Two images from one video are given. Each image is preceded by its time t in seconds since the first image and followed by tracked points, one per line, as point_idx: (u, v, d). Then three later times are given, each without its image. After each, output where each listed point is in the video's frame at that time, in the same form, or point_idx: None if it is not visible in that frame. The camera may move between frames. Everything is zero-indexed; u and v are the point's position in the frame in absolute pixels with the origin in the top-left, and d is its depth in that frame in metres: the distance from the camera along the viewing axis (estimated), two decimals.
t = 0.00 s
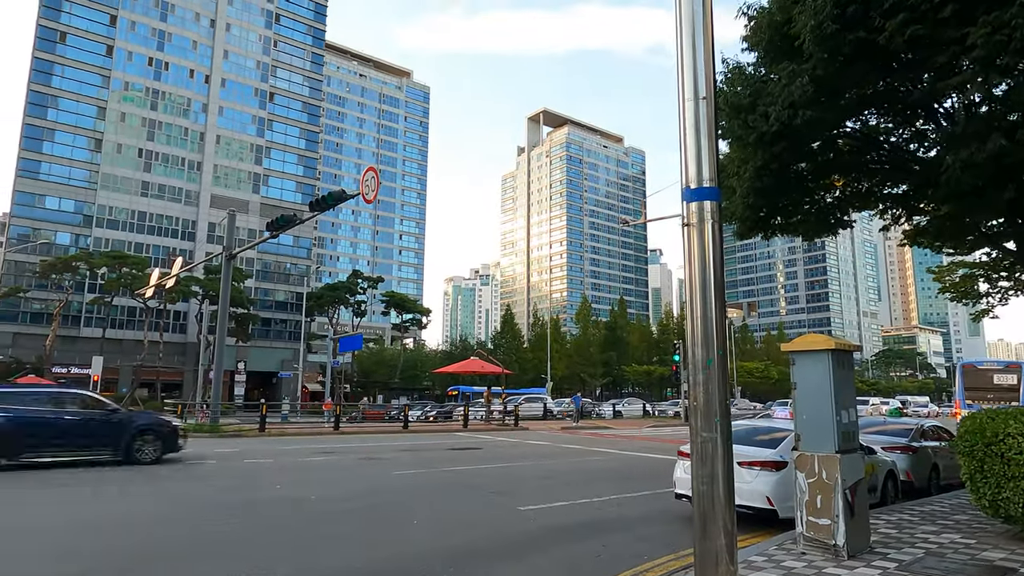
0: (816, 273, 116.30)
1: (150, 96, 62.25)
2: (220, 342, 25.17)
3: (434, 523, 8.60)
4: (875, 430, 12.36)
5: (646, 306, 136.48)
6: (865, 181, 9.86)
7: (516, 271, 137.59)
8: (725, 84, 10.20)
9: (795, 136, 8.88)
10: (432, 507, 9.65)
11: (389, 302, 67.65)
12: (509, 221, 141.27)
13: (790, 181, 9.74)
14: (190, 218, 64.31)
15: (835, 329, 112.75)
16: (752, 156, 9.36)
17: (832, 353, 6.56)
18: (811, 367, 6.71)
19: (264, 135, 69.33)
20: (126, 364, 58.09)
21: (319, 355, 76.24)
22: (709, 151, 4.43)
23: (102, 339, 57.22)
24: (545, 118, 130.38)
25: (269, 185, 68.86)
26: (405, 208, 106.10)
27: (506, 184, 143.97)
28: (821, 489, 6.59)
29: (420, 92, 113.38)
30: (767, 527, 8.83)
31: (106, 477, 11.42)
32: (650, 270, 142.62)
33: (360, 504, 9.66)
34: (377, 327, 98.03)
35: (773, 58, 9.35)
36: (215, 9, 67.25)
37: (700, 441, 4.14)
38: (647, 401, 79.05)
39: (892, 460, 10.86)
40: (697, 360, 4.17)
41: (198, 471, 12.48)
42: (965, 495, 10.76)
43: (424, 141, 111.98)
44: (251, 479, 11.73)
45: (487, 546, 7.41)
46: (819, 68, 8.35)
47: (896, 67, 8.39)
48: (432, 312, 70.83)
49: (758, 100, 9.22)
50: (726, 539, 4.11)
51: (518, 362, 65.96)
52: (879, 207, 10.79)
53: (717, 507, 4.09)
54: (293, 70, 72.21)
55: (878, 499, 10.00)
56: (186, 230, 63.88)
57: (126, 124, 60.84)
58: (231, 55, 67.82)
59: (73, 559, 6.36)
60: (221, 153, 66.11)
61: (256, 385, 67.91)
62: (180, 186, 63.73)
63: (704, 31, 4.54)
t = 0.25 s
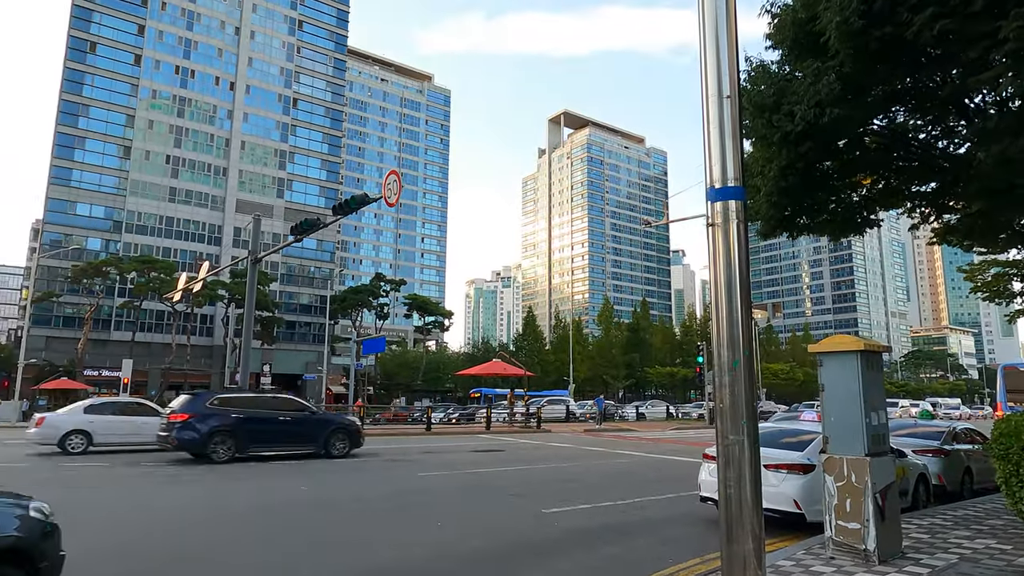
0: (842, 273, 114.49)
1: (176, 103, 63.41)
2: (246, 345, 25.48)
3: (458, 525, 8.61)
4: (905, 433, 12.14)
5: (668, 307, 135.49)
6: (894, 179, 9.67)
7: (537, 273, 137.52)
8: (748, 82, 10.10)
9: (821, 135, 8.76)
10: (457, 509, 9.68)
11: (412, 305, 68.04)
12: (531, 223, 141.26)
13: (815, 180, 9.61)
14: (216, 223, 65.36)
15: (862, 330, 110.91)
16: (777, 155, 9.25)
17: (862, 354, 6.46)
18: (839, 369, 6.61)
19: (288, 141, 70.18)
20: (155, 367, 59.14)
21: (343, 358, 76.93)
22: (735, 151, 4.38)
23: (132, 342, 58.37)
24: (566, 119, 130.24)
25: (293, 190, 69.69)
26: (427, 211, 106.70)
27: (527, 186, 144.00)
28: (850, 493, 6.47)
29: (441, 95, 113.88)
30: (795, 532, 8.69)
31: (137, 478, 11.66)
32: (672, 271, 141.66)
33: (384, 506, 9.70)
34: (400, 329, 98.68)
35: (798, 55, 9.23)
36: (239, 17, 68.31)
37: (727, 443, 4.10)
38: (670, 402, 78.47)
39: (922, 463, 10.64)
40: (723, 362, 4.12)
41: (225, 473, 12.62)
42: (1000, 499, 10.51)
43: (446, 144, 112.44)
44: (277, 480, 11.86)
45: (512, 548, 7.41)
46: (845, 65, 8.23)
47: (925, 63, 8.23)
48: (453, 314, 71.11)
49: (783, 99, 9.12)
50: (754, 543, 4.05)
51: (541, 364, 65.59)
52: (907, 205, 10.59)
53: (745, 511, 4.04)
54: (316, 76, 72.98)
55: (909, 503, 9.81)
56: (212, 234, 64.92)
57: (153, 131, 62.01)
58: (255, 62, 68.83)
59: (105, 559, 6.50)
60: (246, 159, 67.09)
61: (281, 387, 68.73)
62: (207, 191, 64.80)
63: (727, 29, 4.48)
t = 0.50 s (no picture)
0: (869, 273, 112.57)
1: (201, 110, 64.41)
2: (270, 348, 25.76)
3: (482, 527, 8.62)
4: (936, 435, 11.89)
5: (691, 309, 134.37)
6: (922, 177, 9.50)
7: (558, 275, 137.25)
8: (771, 81, 9.99)
9: (846, 133, 8.66)
10: (478, 511, 9.68)
11: (433, 307, 68.32)
12: (551, 225, 141.08)
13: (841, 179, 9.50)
14: (241, 228, 66.27)
15: (889, 331, 109.06)
16: (802, 154, 9.15)
17: (890, 356, 6.34)
18: (867, 371, 6.50)
19: (311, 146, 70.88)
20: (182, 370, 60.01)
21: (365, 361, 77.45)
22: (757, 151, 4.34)
23: (160, 346, 59.40)
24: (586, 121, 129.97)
25: (316, 195, 70.35)
26: (448, 214, 107.10)
27: (547, 188, 143.90)
28: (879, 498, 6.36)
29: (461, 99, 114.28)
30: (822, 536, 8.56)
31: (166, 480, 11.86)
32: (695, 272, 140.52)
33: (408, 508, 9.73)
34: (422, 332, 99.20)
35: (821, 54, 9.13)
36: (262, 25, 69.30)
37: (753, 446, 4.04)
38: (694, 405, 77.77)
39: (954, 467, 10.43)
40: (749, 363, 4.08)
41: (251, 475, 12.77)
42: None
43: (466, 147, 112.76)
44: (302, 482, 11.98)
45: (536, 550, 7.39)
46: (871, 62, 8.12)
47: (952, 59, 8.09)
48: (475, 316, 71.33)
49: (807, 97, 9.03)
50: (782, 547, 3.99)
51: (562, 367, 65.53)
52: (934, 204, 10.39)
53: (771, 515, 3.99)
54: (337, 81, 73.61)
55: (940, 508, 9.61)
56: (237, 239, 65.85)
57: (179, 138, 63.07)
58: (278, 68, 69.73)
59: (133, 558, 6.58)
60: (270, 164, 67.94)
61: (305, 389, 69.40)
62: (231, 197, 65.75)
63: (750, 26, 4.45)
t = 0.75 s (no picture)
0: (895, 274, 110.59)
1: (225, 118, 65.47)
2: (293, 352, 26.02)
3: (506, 530, 8.60)
4: (967, 439, 11.63)
5: (713, 311, 133.14)
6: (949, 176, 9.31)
7: (579, 278, 136.94)
8: (794, 79, 9.89)
9: (871, 132, 8.53)
10: (499, 515, 9.63)
11: (454, 311, 68.53)
12: (572, 228, 140.87)
13: (867, 178, 9.35)
14: (264, 233, 67.12)
15: (917, 333, 107.03)
16: (825, 153, 9.04)
17: (919, 357, 6.22)
18: (895, 373, 6.39)
19: (332, 151, 71.59)
20: (207, 374, 60.88)
21: (387, 364, 77.98)
22: (781, 150, 4.29)
23: (186, 350, 60.32)
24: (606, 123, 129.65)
25: (337, 200, 71.03)
26: (468, 218, 107.50)
27: (567, 191, 143.74)
28: (909, 502, 6.24)
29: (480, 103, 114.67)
30: (850, 541, 8.41)
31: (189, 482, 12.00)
32: (716, 274, 139.33)
33: (430, 511, 9.74)
34: (443, 336, 99.55)
35: (845, 51, 9.00)
36: (284, 33, 70.18)
37: (778, 449, 3.99)
38: (717, 408, 77.02)
39: (986, 472, 10.20)
40: (773, 366, 4.03)
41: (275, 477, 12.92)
42: None
43: (486, 151, 113.07)
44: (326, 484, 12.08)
45: (559, 554, 7.36)
46: (897, 60, 7.99)
47: (980, 55, 7.93)
48: (495, 320, 71.41)
49: (831, 96, 8.93)
50: (808, 552, 3.92)
51: (583, 370, 65.19)
52: (963, 203, 10.17)
53: (798, 519, 3.92)
54: (358, 87, 74.25)
55: (972, 513, 9.39)
56: (260, 244, 66.70)
57: (204, 145, 64.12)
58: (300, 75, 70.55)
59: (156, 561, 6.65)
60: (292, 170, 68.76)
61: (328, 393, 69.95)
62: (255, 203, 66.69)
63: (773, 24, 4.40)
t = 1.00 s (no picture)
0: (922, 276, 108.54)
1: (249, 127, 66.46)
2: (315, 357, 26.15)
3: (527, 536, 8.52)
4: (999, 444, 11.38)
5: (735, 315, 131.79)
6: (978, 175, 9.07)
7: (599, 282, 136.43)
8: (817, 79, 9.76)
9: (897, 131, 8.39)
10: (521, 520, 9.59)
11: (474, 316, 68.61)
12: (591, 233, 140.47)
13: (892, 178, 9.21)
14: (287, 240, 67.88)
15: (946, 336, 104.91)
16: (849, 154, 8.92)
17: (948, 361, 6.09)
18: (923, 377, 6.27)
19: (353, 159, 72.29)
20: (232, 380, 61.61)
21: (408, 370, 78.31)
22: (805, 150, 4.24)
23: (210, 356, 61.12)
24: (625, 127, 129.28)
25: (358, 207, 71.65)
26: (488, 223, 107.81)
27: (587, 195, 143.41)
28: (939, 509, 6.09)
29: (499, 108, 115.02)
30: (879, 550, 8.23)
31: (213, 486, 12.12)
32: (738, 277, 138.01)
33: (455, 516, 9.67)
34: (463, 341, 99.72)
35: (869, 49, 8.88)
36: (306, 42, 71.07)
37: (805, 455, 3.92)
38: (740, 413, 76.10)
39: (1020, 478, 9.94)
40: (798, 370, 3.97)
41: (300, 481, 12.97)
42: None
43: (505, 157, 113.33)
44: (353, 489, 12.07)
45: (582, 559, 7.31)
46: (922, 58, 7.86)
47: (1007, 52, 7.77)
48: (516, 325, 71.35)
49: (855, 96, 8.81)
50: (837, 560, 3.84)
51: (604, 375, 64.93)
52: (994, 203, 9.90)
53: (825, 526, 3.85)
54: (378, 95, 74.83)
55: (1006, 521, 9.16)
56: (283, 251, 67.45)
57: (228, 153, 65.09)
58: (321, 84, 71.36)
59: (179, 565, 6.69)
60: (314, 177, 69.53)
61: (350, 398, 70.36)
62: (278, 210, 67.53)
63: (795, 24, 4.36)
